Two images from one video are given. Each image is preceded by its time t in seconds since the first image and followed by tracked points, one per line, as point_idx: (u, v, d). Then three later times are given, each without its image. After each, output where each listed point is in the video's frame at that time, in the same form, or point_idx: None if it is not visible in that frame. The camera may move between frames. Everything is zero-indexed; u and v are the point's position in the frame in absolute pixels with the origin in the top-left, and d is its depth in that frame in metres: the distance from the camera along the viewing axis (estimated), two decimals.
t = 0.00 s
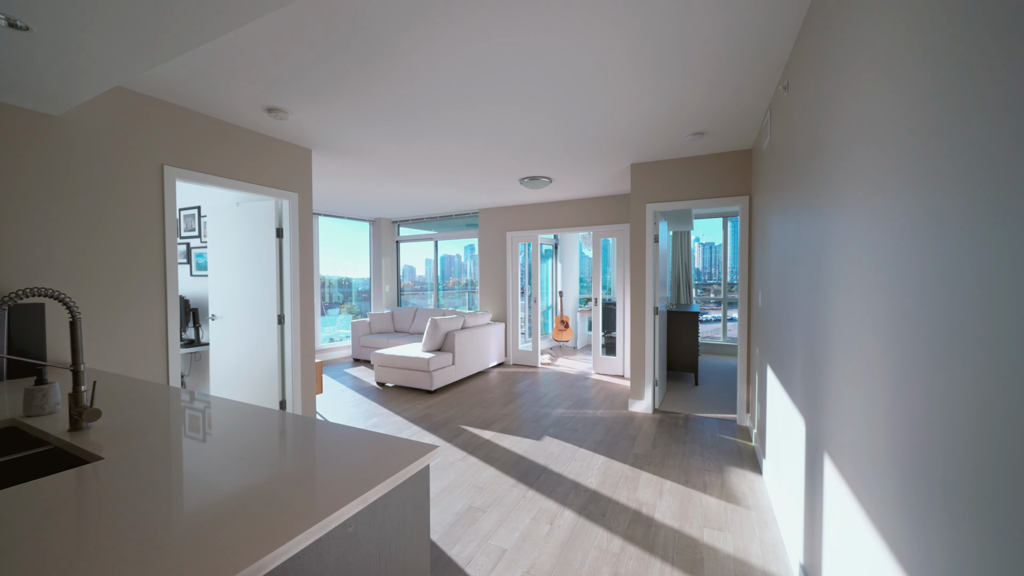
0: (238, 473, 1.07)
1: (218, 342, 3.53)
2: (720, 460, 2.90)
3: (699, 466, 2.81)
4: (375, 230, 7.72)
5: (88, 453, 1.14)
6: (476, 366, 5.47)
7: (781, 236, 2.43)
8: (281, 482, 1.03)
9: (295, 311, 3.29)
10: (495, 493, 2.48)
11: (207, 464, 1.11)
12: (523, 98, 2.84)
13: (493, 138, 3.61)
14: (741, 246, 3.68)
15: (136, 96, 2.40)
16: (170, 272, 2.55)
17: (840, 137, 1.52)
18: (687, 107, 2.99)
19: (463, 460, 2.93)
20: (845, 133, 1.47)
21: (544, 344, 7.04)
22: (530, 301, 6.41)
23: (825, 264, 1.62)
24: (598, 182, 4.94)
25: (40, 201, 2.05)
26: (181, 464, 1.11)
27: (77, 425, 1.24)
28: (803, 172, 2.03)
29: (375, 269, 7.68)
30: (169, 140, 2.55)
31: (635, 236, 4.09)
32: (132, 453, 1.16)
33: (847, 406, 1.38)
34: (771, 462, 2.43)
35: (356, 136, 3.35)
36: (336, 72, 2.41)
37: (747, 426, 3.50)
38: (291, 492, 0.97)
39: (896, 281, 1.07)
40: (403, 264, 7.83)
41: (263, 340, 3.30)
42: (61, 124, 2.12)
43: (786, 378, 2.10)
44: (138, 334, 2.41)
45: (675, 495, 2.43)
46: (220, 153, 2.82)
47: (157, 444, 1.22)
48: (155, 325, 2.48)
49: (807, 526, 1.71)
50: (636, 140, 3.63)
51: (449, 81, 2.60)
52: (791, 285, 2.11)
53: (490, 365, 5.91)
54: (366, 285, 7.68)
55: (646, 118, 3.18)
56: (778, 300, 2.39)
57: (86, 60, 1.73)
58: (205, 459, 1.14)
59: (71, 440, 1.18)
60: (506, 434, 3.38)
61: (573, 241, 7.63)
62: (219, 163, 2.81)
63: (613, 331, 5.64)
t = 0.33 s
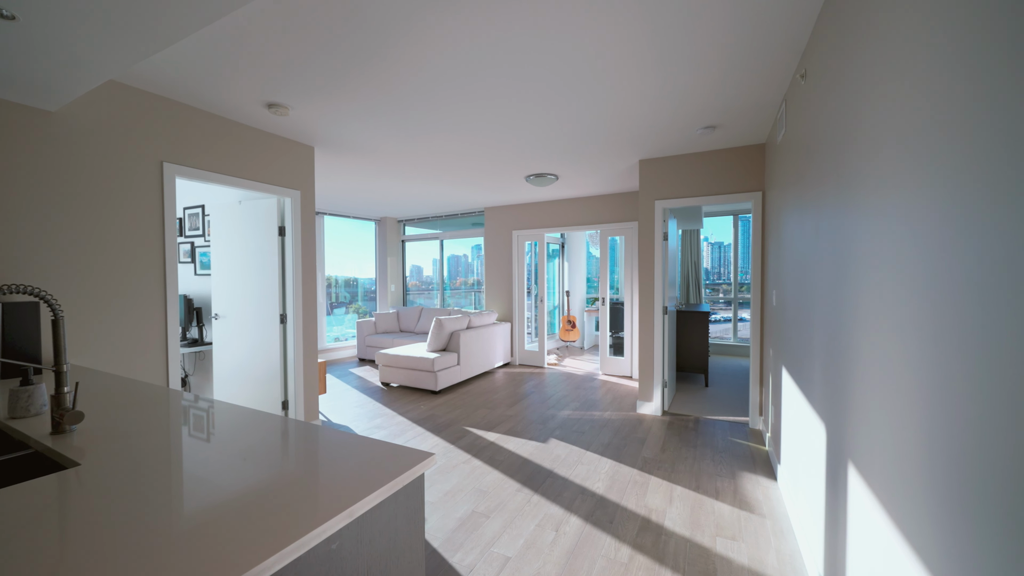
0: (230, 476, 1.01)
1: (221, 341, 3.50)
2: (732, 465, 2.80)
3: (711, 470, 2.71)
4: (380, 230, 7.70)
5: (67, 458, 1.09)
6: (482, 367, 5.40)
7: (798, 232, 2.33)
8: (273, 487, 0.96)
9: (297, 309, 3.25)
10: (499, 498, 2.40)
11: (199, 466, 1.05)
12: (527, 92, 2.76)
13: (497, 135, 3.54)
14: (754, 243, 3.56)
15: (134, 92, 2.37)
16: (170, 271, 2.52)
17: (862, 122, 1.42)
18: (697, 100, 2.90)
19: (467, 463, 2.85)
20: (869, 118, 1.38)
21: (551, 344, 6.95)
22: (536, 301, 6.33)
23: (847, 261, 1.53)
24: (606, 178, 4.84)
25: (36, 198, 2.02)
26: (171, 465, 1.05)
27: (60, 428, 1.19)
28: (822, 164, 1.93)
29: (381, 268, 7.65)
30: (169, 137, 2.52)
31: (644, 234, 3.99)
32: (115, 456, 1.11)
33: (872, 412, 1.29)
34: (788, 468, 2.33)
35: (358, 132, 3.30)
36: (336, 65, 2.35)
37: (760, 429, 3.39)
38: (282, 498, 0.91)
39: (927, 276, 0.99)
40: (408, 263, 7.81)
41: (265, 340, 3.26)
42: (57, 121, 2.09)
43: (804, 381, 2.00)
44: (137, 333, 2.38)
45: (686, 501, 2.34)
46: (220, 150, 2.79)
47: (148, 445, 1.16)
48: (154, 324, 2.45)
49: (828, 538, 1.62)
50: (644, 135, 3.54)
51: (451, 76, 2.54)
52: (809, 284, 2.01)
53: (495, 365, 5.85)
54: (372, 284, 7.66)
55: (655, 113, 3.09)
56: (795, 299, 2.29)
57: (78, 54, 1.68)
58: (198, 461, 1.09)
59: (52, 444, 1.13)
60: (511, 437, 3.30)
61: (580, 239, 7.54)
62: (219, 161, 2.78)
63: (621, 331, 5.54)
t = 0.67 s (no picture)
0: (229, 477, 0.95)
1: (222, 341, 3.46)
2: (745, 470, 2.69)
3: (723, 476, 2.60)
4: (386, 229, 7.66)
5: (38, 463, 1.03)
6: (487, 367, 5.33)
7: (816, 228, 2.22)
8: (269, 490, 0.90)
9: (299, 308, 3.20)
10: (503, 503, 2.33)
11: (198, 468, 0.99)
12: (533, 86, 2.69)
13: (502, 130, 3.46)
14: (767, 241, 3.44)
15: (129, 86, 2.32)
16: (169, 269, 2.48)
17: (887, 105, 1.32)
18: (708, 92, 2.79)
19: (470, 466, 2.78)
20: (893, 102, 1.28)
21: (557, 344, 6.87)
22: (543, 300, 6.25)
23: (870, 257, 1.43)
24: (613, 175, 4.75)
25: (29, 194, 1.98)
26: (169, 466, 0.99)
27: (37, 430, 1.14)
28: (843, 153, 1.82)
29: (387, 268, 7.61)
30: (167, 132, 2.48)
31: (653, 232, 3.89)
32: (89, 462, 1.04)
33: (899, 418, 1.19)
34: (805, 475, 2.22)
35: (361, 128, 3.25)
36: (336, 59, 2.28)
37: (774, 433, 3.28)
38: (279, 502, 0.85)
39: (953, 270, 0.90)
40: (414, 263, 7.76)
41: (267, 339, 3.21)
42: (50, 117, 2.05)
43: (824, 384, 1.89)
44: (135, 333, 2.34)
45: (697, 508, 2.25)
46: (222, 146, 2.75)
47: (149, 445, 1.12)
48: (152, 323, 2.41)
49: (852, 551, 1.51)
50: (653, 130, 3.43)
51: (454, 69, 2.46)
52: (829, 282, 1.90)
53: (501, 365, 5.78)
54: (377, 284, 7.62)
55: (664, 106, 2.99)
56: (813, 298, 2.18)
57: (65, 47, 1.62)
58: (200, 462, 1.03)
59: (25, 448, 1.07)
60: (516, 439, 3.22)
61: (588, 238, 7.44)
62: (217, 156, 2.72)
63: (629, 331, 5.43)
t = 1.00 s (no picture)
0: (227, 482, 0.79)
1: (217, 340, 3.28)
2: (794, 499, 2.28)
3: (768, 506, 2.21)
4: (399, 225, 7.48)
5: None
6: (501, 370, 5.03)
7: (890, 209, 1.80)
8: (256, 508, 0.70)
9: (293, 306, 2.98)
10: (506, 533, 2.01)
11: (198, 484, 0.78)
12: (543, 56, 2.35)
13: (512, 112, 3.14)
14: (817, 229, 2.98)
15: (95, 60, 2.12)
16: (145, 263, 2.27)
17: None
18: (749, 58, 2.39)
19: (473, 485, 2.47)
20: None
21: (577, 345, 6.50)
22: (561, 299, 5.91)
23: (994, 236, 1.04)
24: (638, 162, 4.35)
25: None
26: (145, 484, 0.76)
27: None
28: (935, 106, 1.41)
29: (400, 265, 7.43)
30: (141, 113, 2.27)
31: (682, 222, 3.48)
32: None
33: None
34: (876, 511, 1.82)
35: (357, 108, 2.98)
36: (315, 24, 2.00)
37: (824, 452, 2.87)
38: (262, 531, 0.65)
39: None
40: (428, 260, 7.55)
41: (261, 338, 3.01)
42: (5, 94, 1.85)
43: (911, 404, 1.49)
44: (106, 333, 2.15)
45: (737, 548, 1.87)
46: (205, 127, 2.54)
47: (145, 446, 0.95)
48: (125, 321, 2.21)
49: None
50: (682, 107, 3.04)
51: (451, 37, 2.15)
52: (916, 274, 1.50)
53: (517, 368, 5.47)
54: (391, 282, 7.45)
55: (695, 77, 2.61)
56: (888, 295, 1.77)
57: None
58: (194, 474, 0.81)
59: None
60: (527, 452, 2.90)
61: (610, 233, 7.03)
62: (200, 141, 2.51)
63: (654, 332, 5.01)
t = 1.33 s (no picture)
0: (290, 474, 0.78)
1: (212, 340, 3.05)
2: None
3: None
4: (425, 221, 7.23)
5: None
6: (526, 376, 4.56)
7: None
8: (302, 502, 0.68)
9: (283, 304, 2.68)
10: None
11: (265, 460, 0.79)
12: None
13: (526, 73, 2.66)
14: (927, 207, 2.27)
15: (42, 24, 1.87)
16: (104, 255, 2.01)
17: None
18: None
19: (471, 524, 2.02)
20: None
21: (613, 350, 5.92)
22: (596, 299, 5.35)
23: None
24: (682, 138, 3.72)
25: None
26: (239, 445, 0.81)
27: None
28: None
29: (426, 263, 7.17)
30: (99, 85, 2.02)
31: (739, 205, 2.85)
32: None
33: None
34: None
35: (350, 76, 2.62)
36: None
37: (938, 503, 2.18)
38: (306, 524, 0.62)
39: None
40: (454, 256, 7.23)
41: (252, 339, 2.74)
42: None
43: None
44: (57, 333, 1.90)
45: None
46: (177, 103, 2.28)
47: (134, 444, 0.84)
48: (82, 320, 1.96)
49: None
50: (738, 58, 2.44)
51: None
52: None
53: (545, 375, 4.97)
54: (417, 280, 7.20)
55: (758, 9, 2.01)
56: None
57: None
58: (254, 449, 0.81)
59: None
60: (543, 482, 2.41)
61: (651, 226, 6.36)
62: (172, 119, 2.25)
63: (703, 337, 4.34)
